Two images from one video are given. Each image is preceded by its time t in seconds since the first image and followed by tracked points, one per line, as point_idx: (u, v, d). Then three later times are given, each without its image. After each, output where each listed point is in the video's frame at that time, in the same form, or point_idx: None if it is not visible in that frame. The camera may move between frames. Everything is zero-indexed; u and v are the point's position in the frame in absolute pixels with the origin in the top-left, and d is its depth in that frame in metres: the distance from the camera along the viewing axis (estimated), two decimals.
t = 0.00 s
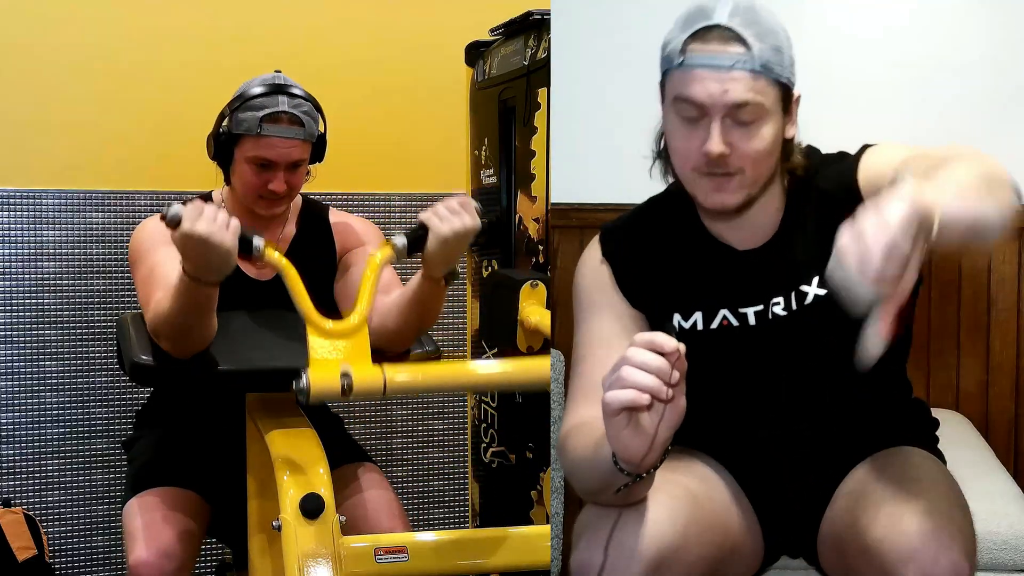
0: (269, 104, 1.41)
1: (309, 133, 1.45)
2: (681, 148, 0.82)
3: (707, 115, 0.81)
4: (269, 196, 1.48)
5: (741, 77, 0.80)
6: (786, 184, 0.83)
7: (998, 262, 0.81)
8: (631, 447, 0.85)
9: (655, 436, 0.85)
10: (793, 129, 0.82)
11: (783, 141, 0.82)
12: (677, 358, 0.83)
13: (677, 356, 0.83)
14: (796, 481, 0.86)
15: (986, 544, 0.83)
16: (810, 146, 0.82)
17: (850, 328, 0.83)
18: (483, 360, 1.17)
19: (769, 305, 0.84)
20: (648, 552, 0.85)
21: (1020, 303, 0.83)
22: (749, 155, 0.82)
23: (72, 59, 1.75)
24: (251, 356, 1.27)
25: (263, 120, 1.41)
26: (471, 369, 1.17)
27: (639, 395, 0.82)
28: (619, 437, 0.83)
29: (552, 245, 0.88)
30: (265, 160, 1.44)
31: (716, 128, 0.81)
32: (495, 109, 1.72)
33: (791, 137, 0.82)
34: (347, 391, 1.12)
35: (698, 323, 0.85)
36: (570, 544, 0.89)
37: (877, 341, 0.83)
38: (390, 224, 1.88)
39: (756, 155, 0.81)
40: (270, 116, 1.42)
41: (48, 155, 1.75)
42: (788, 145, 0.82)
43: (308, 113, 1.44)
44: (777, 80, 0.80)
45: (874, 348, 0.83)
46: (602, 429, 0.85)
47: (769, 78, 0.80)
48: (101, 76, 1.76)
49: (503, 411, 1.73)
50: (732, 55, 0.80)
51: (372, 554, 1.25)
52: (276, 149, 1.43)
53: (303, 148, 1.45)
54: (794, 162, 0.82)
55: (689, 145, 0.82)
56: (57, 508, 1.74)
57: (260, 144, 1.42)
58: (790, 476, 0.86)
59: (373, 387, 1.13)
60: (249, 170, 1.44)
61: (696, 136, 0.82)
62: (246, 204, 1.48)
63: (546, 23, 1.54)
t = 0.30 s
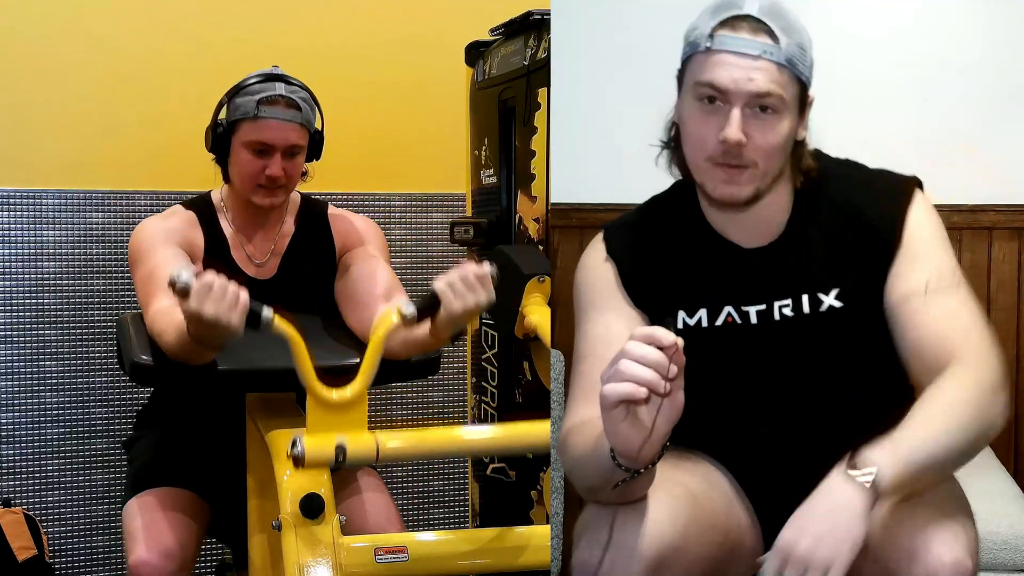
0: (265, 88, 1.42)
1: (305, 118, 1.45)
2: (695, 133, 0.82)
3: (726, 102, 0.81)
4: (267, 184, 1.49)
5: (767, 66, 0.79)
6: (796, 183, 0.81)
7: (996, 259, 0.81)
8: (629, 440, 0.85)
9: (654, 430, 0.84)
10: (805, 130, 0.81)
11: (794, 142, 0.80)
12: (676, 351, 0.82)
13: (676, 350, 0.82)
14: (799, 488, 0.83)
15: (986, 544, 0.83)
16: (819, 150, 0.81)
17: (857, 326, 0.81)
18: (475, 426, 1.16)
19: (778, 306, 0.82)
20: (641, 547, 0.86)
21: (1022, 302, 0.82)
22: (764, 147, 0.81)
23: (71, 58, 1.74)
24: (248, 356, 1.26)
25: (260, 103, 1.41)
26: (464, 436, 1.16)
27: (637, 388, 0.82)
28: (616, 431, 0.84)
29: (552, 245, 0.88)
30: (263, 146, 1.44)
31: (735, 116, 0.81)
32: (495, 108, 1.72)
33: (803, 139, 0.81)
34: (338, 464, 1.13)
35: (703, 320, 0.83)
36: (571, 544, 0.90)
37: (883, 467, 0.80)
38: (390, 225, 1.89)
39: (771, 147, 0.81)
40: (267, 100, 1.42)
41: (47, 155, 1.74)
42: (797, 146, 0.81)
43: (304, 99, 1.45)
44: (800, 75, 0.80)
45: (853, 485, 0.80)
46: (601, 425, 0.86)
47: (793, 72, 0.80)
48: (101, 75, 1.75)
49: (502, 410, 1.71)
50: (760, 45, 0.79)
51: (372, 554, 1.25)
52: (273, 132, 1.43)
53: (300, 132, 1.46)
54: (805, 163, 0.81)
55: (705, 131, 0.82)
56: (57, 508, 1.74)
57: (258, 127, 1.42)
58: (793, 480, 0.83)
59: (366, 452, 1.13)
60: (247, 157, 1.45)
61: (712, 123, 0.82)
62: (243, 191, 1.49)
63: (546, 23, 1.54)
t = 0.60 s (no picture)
0: (259, 77, 1.43)
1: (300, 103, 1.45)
2: (717, 141, 0.85)
3: (749, 111, 0.83)
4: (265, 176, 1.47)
5: (791, 76, 0.82)
6: (813, 189, 0.84)
7: (997, 259, 0.86)
8: (631, 444, 0.85)
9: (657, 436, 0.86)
10: (824, 135, 0.84)
11: (812, 148, 0.84)
12: (681, 358, 0.83)
13: (682, 356, 0.83)
14: (801, 484, 0.87)
15: (988, 544, 0.88)
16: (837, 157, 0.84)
17: (865, 332, 0.85)
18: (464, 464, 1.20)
19: (787, 313, 0.85)
20: (643, 548, 0.89)
21: (1020, 303, 0.86)
22: (785, 156, 0.84)
23: (72, 57, 1.74)
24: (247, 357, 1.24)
25: (255, 89, 1.42)
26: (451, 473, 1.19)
27: (640, 394, 0.82)
28: (619, 435, 0.84)
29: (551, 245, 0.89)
30: (261, 135, 1.43)
31: (757, 125, 0.83)
32: (495, 109, 1.72)
33: (821, 144, 0.84)
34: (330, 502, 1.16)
35: (713, 323, 0.87)
36: (571, 544, 0.91)
37: (855, 527, 0.84)
38: (390, 224, 1.89)
39: (791, 156, 0.84)
40: (262, 86, 1.43)
41: (48, 155, 1.74)
42: (817, 153, 0.84)
43: (298, 87, 1.46)
44: (821, 83, 0.83)
45: (831, 547, 0.84)
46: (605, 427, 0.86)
47: (815, 80, 0.83)
48: (102, 75, 1.75)
49: (503, 410, 1.71)
50: (784, 54, 0.82)
51: (372, 554, 1.25)
52: (269, 116, 1.43)
53: (295, 118, 1.45)
54: (823, 169, 0.84)
55: (726, 139, 0.84)
56: (57, 508, 1.74)
57: (254, 114, 1.42)
58: (797, 478, 0.87)
59: (358, 493, 1.16)
60: (245, 146, 1.44)
61: (734, 132, 0.84)
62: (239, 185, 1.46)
63: (546, 23, 1.54)
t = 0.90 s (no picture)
0: (265, 89, 1.42)
1: (304, 119, 1.43)
2: (726, 137, 1.00)
3: (754, 107, 0.99)
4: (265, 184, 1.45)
5: (791, 68, 0.98)
6: (814, 184, 1.01)
7: (998, 259, 1.02)
8: (625, 439, 1.00)
9: (647, 429, 1.00)
10: (823, 132, 1.00)
11: (814, 143, 1.00)
12: (675, 353, 0.97)
13: (676, 351, 0.97)
14: (801, 484, 1.03)
15: (989, 543, 1.04)
16: (833, 154, 1.00)
17: (856, 329, 1.00)
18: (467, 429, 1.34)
19: (785, 311, 1.01)
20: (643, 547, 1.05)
21: (1017, 305, 1.03)
22: (788, 150, 1.00)
23: (70, 53, 1.66)
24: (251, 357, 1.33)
25: (259, 103, 1.41)
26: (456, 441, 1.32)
27: (634, 389, 0.96)
28: (615, 431, 0.98)
29: (554, 245, 1.05)
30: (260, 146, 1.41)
31: (762, 119, 0.99)
32: (495, 110, 1.77)
33: (821, 139, 1.00)
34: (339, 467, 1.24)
35: (710, 322, 1.03)
36: (570, 544, 1.08)
37: (837, 526, 1.00)
38: (390, 225, 1.79)
39: (794, 150, 1.00)
40: (266, 100, 1.41)
41: (47, 155, 1.68)
42: (817, 146, 1.00)
43: (304, 101, 1.43)
44: (818, 75, 0.99)
45: (813, 544, 1.01)
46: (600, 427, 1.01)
47: (814, 72, 0.99)
48: (99, 70, 1.67)
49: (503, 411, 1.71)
50: (783, 48, 0.98)
51: (372, 554, 1.26)
52: (270, 132, 1.41)
53: (298, 135, 1.43)
54: (821, 166, 1.00)
55: (733, 137, 1.00)
56: (57, 508, 1.73)
57: (256, 128, 1.41)
58: (797, 478, 1.03)
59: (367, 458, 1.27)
60: (244, 155, 1.42)
61: (740, 127, 1.00)
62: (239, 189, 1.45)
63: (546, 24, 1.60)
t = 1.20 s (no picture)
0: (265, 112, 1.41)
1: (305, 141, 1.43)
2: (712, 130, 1.01)
3: (734, 96, 1.00)
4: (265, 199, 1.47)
5: (767, 55, 0.98)
6: (805, 176, 1.01)
7: (999, 258, 1.03)
8: (615, 426, 1.03)
9: (639, 417, 1.03)
10: (813, 121, 1.00)
11: (805, 132, 1.00)
12: (661, 339, 1.02)
13: (661, 337, 1.02)
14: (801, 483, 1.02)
15: (990, 545, 1.03)
16: (826, 150, 1.01)
17: (855, 327, 1.00)
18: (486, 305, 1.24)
19: (781, 308, 1.02)
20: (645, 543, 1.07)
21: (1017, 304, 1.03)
22: (775, 138, 1.00)
23: (71, 52, 1.67)
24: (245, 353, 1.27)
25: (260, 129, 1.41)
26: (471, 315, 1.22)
27: (622, 374, 1.01)
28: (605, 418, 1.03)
29: (554, 244, 1.05)
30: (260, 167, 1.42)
31: (744, 109, 1.00)
32: (495, 108, 1.72)
33: (812, 129, 1.00)
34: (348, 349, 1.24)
35: (708, 320, 1.03)
36: (571, 545, 1.10)
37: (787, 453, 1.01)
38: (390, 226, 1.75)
39: (781, 138, 1.00)
40: (267, 126, 1.41)
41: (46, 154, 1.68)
42: (809, 135, 1.00)
43: (304, 122, 1.42)
44: (800, 62, 0.99)
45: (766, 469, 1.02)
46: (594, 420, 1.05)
47: (794, 58, 0.99)
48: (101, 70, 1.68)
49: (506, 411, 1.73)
50: (760, 35, 0.98)
51: (372, 554, 1.25)
52: (270, 156, 1.42)
53: (297, 158, 1.43)
54: (813, 156, 1.00)
55: (718, 129, 1.01)
56: (57, 508, 1.72)
57: (256, 151, 1.42)
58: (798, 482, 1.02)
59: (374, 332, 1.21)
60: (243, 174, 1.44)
61: (724, 118, 1.00)
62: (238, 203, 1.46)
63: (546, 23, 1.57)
